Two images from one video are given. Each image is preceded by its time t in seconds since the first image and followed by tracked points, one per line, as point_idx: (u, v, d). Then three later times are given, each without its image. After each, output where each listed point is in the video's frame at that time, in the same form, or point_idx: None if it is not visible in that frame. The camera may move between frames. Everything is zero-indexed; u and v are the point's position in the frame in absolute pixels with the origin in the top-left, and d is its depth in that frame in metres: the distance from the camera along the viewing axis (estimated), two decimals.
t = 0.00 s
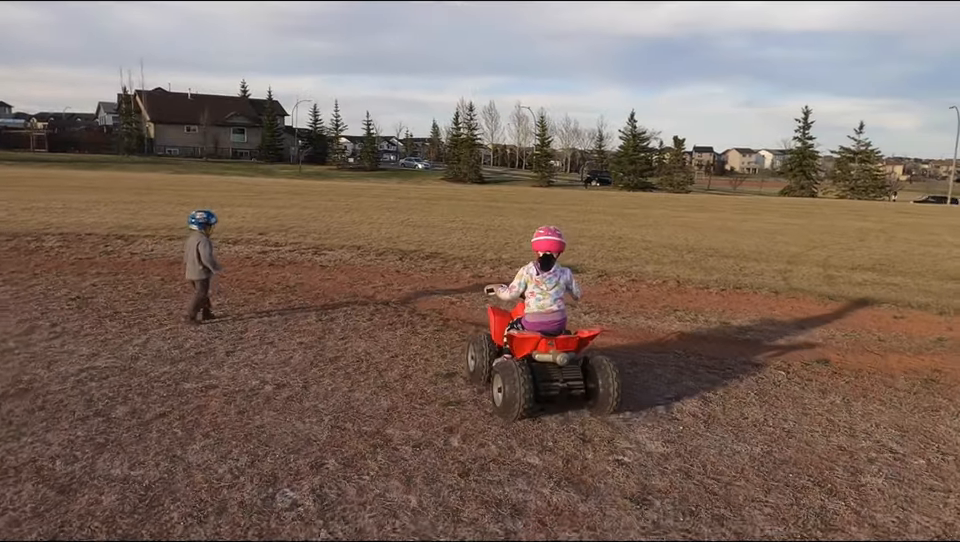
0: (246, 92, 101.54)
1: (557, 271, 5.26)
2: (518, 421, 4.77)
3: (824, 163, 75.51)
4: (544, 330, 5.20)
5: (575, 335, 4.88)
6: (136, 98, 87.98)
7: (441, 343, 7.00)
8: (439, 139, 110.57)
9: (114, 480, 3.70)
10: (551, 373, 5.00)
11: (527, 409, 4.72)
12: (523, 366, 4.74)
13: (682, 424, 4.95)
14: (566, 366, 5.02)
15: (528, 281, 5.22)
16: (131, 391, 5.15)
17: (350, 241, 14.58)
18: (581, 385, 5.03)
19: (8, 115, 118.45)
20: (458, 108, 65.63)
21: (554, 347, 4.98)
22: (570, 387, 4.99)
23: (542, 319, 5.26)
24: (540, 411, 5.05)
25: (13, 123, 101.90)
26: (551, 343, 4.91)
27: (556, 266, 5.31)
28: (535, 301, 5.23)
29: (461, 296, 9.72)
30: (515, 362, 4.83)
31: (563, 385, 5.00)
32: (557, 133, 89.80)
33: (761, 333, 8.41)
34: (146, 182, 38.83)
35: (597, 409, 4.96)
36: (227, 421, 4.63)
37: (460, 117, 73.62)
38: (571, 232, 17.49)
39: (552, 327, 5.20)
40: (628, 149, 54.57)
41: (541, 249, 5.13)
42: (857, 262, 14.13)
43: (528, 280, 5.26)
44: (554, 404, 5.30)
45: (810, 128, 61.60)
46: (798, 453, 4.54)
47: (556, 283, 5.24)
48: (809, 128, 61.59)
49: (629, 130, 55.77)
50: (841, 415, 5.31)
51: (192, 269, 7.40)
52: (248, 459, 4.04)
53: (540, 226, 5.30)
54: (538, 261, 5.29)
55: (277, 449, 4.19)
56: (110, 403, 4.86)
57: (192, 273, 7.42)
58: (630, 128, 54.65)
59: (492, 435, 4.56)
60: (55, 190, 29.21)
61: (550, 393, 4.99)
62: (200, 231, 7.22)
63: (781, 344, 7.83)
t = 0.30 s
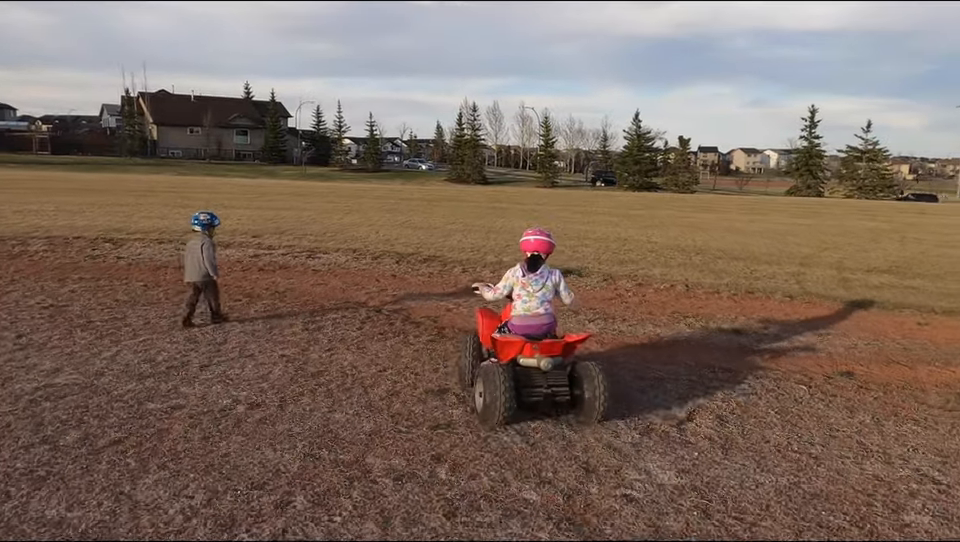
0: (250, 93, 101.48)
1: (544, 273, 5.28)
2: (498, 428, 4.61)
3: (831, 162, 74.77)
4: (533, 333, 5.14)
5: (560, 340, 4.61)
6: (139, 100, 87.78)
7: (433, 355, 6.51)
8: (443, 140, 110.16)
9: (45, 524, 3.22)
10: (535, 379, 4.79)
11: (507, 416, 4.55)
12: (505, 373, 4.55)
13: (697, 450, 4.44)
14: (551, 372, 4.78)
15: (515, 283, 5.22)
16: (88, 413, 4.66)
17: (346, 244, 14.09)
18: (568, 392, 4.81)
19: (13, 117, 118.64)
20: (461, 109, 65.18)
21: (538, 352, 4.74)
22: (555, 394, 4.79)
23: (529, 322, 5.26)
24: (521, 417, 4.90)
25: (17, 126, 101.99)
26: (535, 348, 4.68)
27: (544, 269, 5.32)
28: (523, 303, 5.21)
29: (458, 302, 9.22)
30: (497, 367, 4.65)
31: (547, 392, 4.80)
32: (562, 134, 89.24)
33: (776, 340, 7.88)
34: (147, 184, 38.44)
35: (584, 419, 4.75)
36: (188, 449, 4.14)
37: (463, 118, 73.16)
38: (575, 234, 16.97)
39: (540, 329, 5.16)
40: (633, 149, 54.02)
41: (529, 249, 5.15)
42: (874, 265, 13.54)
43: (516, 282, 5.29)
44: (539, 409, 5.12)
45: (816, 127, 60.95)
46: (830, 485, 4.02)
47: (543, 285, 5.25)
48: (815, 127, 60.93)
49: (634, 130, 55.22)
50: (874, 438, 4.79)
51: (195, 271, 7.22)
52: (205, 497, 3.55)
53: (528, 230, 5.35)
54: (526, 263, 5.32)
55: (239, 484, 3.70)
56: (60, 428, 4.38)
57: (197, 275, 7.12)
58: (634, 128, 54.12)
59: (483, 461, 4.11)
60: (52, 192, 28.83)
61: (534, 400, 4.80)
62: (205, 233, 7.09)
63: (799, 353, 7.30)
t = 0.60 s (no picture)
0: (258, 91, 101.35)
1: (545, 273, 5.17)
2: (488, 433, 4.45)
3: (843, 161, 73.74)
4: (530, 335, 5.01)
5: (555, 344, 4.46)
6: (147, 97, 87.63)
7: (432, 366, 6.03)
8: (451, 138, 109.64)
9: None
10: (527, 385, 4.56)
11: (496, 420, 4.38)
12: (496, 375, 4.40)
13: (724, 482, 3.94)
14: (545, 377, 4.57)
15: (515, 282, 5.13)
16: (44, 434, 4.20)
17: (347, 244, 13.62)
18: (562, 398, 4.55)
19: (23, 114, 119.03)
20: (469, 107, 64.68)
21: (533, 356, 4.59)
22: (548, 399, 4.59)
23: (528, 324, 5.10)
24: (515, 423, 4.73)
25: (27, 123, 102.23)
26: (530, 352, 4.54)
27: (545, 270, 5.22)
28: (522, 303, 5.09)
29: (461, 306, 8.73)
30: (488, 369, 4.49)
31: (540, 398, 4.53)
32: (570, 132, 88.53)
33: (801, 349, 7.35)
34: (152, 181, 38.13)
35: (578, 425, 4.55)
36: (151, 479, 3.68)
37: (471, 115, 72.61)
38: (585, 234, 16.43)
39: (538, 332, 5.02)
40: (642, 147, 53.35)
41: (530, 247, 5.09)
42: (898, 268, 12.93)
43: (515, 282, 5.18)
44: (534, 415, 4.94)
45: (829, 126, 60.07)
46: (881, 528, 3.49)
47: (543, 286, 5.13)
48: (828, 125, 60.05)
49: (644, 128, 54.54)
50: (922, 468, 4.27)
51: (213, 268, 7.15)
52: (159, 541, 3.10)
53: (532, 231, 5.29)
54: (527, 264, 5.23)
55: (199, 526, 3.22)
56: (11, 452, 3.93)
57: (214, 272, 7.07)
58: (644, 126, 53.45)
59: (484, 495, 3.62)
60: (54, 189, 28.53)
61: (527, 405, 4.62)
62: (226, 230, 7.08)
63: (827, 364, 6.74)
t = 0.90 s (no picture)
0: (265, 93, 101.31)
1: (546, 282, 4.70)
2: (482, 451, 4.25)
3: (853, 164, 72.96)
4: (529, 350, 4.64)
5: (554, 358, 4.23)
6: (152, 99, 87.48)
7: (428, 388, 5.55)
8: (457, 140, 109.24)
9: None
10: (524, 398, 4.39)
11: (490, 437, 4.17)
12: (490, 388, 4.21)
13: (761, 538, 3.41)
14: (544, 392, 4.37)
15: (514, 293, 4.74)
16: None
17: (346, 250, 13.12)
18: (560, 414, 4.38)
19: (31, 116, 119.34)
20: (475, 109, 64.24)
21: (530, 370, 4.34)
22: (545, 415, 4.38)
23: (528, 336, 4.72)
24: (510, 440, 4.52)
25: (34, 124, 102.39)
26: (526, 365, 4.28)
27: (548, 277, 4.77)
28: (522, 315, 4.71)
29: (462, 318, 8.22)
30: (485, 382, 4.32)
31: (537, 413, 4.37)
32: (577, 134, 87.99)
33: (827, 368, 6.82)
34: (155, 183, 37.78)
35: (577, 443, 4.33)
36: (95, 534, 3.18)
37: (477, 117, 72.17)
38: (592, 240, 15.89)
39: (539, 345, 4.65)
40: (650, 150, 52.78)
41: (532, 256, 4.72)
42: (922, 277, 12.33)
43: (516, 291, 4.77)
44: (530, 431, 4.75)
45: (839, 128, 59.35)
46: None
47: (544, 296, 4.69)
48: (838, 128, 59.33)
49: (651, 131, 53.96)
50: None
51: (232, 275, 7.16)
52: None
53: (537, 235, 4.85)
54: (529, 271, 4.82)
55: None
56: None
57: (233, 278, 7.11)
58: (651, 129, 52.87)
59: None
60: (54, 191, 28.16)
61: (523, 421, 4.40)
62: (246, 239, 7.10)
63: (859, 386, 6.19)
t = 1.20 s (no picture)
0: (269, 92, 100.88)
1: (554, 282, 4.20)
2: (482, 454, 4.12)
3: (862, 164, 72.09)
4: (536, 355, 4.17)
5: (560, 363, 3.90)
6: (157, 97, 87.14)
7: (424, 404, 5.05)
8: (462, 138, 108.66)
9: None
10: (526, 402, 4.11)
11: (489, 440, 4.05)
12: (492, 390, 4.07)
13: None
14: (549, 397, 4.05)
15: (520, 294, 4.26)
16: None
17: (343, 251, 12.60)
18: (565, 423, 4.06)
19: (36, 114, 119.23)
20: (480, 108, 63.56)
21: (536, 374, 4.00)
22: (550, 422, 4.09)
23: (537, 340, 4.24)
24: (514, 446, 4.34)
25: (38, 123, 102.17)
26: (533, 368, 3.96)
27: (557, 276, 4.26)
28: (529, 319, 4.23)
29: (462, 325, 7.71)
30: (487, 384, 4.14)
31: (541, 419, 4.06)
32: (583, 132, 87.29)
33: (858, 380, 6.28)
34: (155, 182, 37.26)
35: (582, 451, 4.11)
36: None
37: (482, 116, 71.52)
38: (600, 241, 15.31)
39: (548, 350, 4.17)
40: (656, 148, 52.08)
41: (538, 255, 4.22)
42: (947, 281, 11.72)
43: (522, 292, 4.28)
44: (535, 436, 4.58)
45: (848, 127, 58.54)
46: None
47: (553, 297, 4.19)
48: (847, 126, 58.50)
49: (658, 129, 53.25)
50: None
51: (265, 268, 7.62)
52: None
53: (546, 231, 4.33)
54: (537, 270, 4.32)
55: None
56: None
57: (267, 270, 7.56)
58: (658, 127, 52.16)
59: None
60: (50, 190, 27.66)
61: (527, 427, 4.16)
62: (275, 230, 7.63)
63: (896, 402, 5.66)
